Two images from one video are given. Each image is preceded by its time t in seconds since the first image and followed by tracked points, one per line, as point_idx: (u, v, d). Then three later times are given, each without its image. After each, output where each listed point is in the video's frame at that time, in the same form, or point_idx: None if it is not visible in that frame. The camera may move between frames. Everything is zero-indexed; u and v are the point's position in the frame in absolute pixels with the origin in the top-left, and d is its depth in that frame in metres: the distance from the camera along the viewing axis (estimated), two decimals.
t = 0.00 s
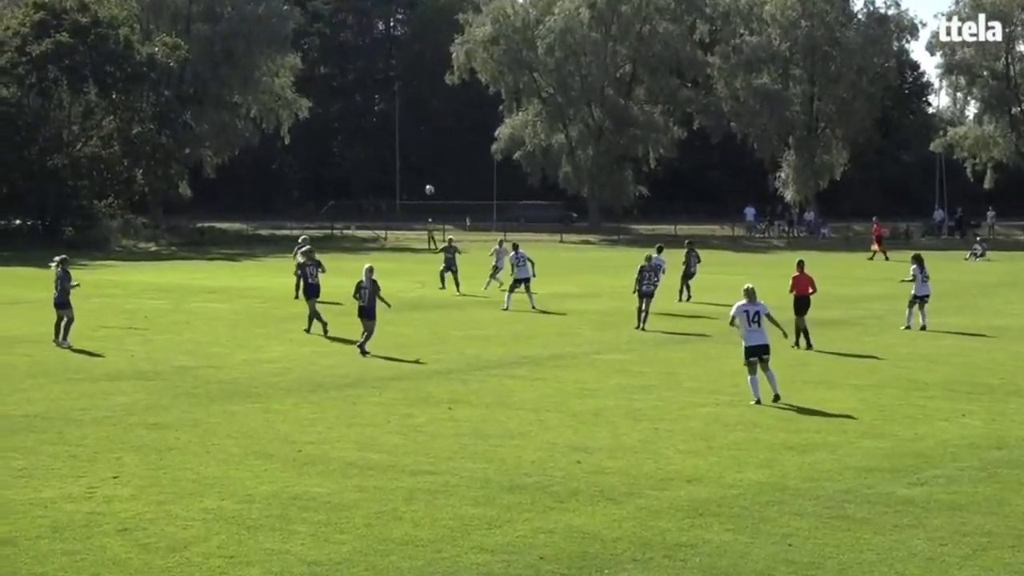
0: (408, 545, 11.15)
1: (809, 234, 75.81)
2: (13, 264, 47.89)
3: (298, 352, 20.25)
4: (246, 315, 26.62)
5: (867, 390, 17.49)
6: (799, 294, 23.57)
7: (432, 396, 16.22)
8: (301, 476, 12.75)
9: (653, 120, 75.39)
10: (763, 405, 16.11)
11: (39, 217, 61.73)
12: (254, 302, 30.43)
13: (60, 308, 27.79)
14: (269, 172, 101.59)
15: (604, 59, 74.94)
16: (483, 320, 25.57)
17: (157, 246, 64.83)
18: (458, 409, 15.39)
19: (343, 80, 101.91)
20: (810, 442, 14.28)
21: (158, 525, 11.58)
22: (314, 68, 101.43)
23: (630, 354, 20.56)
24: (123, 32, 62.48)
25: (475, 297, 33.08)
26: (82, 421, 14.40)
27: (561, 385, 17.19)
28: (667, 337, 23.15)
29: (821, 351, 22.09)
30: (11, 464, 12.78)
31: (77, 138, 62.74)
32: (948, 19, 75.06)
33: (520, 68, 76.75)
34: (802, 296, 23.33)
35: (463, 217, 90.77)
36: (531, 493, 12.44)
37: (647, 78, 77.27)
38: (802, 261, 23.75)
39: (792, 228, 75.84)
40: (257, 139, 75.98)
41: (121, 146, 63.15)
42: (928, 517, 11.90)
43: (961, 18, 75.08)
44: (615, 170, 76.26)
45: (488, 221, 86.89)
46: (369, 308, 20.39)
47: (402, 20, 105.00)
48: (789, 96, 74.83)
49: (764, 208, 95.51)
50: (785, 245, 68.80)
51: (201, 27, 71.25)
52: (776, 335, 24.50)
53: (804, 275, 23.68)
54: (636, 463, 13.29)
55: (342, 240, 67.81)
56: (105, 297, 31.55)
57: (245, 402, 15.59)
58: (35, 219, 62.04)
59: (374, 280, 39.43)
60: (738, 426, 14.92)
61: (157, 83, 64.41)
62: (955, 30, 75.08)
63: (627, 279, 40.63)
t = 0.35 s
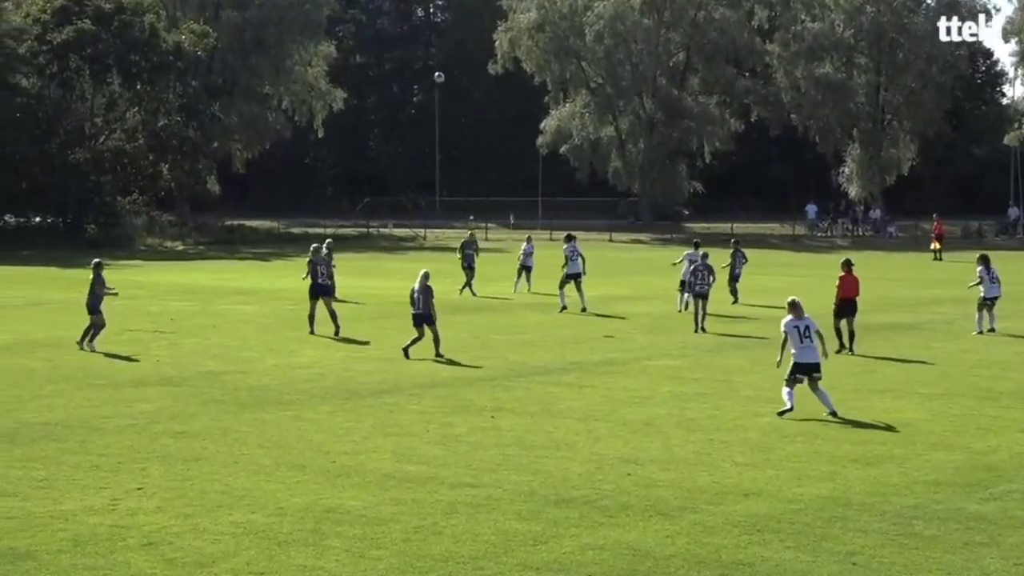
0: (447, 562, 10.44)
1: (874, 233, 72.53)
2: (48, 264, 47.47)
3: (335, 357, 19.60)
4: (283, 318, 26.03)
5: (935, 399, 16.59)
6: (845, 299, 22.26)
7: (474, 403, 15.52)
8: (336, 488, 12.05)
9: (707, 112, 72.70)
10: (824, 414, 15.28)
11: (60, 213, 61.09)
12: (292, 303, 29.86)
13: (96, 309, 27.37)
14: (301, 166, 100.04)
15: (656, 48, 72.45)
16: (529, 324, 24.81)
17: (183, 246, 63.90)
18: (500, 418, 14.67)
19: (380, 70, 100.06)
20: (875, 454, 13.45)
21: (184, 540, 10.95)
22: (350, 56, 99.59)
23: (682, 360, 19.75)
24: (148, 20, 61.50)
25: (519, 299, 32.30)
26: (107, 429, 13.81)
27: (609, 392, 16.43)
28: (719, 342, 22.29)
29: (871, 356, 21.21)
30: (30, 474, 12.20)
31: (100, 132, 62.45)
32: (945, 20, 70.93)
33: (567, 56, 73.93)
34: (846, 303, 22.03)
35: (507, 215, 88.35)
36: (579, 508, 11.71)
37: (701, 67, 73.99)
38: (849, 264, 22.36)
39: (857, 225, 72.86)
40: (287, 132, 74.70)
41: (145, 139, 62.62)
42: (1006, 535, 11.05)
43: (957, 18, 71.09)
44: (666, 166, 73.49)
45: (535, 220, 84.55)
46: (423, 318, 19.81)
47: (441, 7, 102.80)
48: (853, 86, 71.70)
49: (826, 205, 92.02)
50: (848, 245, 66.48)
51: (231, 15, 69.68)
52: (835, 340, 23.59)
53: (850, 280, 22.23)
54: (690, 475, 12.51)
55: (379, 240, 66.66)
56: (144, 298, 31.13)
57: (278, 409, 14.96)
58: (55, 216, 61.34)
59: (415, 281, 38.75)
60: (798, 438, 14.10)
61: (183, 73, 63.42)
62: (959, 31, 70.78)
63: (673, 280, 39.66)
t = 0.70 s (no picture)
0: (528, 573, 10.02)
1: (972, 231, 67.82)
2: (122, 264, 47.45)
3: (411, 358, 19.25)
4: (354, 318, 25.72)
5: None
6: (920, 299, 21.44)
7: (554, 408, 15.09)
8: (412, 496, 11.66)
9: (800, 105, 68.30)
10: (920, 421, 14.68)
11: (129, 211, 61.03)
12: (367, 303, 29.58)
13: (170, 308, 27.31)
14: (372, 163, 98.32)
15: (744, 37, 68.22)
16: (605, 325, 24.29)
17: (254, 244, 61.95)
18: (583, 423, 14.22)
19: (457, 63, 97.58)
20: (974, 464, 12.83)
21: (257, 548, 10.61)
22: (426, 49, 97.26)
23: (765, 364, 19.16)
24: (219, 11, 60.54)
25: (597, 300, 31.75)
26: (179, 433, 13.54)
27: (695, 397, 15.91)
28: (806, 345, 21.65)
29: (953, 359, 20.59)
30: (100, 479, 11.92)
31: (169, 126, 61.90)
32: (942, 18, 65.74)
33: (651, 48, 69.88)
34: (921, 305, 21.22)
35: (589, 212, 86.18)
36: (665, 517, 11.25)
37: (792, 58, 70.54)
38: (922, 263, 21.44)
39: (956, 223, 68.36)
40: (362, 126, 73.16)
41: (217, 134, 61.17)
42: None
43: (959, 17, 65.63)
44: (755, 161, 69.35)
45: (617, 217, 81.56)
46: (501, 313, 19.28)
47: None
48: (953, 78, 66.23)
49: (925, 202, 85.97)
50: (949, 244, 63.38)
51: (304, 5, 68.37)
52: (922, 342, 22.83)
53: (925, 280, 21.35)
54: (780, 484, 12.00)
55: (457, 240, 65.45)
56: (220, 296, 31.02)
57: (352, 413, 14.61)
58: (123, 214, 61.38)
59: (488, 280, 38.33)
60: (892, 446, 13.52)
61: (256, 65, 62.17)
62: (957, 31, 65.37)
63: (751, 280, 38.81)
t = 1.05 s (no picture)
0: (622, 572, 10.01)
1: None
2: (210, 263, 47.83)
3: (498, 357, 19.32)
4: (435, 318, 25.78)
5: None
6: (994, 300, 21.26)
7: (647, 407, 15.09)
8: (506, 495, 11.69)
9: (898, 103, 66.15)
10: (1018, 423, 14.49)
11: (227, 211, 59.52)
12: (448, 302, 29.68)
13: (255, 306, 27.61)
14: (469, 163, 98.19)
15: (841, 36, 66.51)
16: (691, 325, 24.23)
17: (352, 242, 61.07)
18: (677, 422, 14.20)
19: (552, 62, 95.95)
20: None
21: (352, 545, 10.66)
22: (522, 47, 96.37)
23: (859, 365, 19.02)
24: (316, 11, 59.31)
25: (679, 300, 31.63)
26: (273, 429, 13.67)
27: (789, 398, 15.85)
28: (896, 347, 21.46)
29: None
30: (198, 475, 12.05)
31: (266, 126, 60.62)
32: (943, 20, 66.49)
33: (748, 47, 68.53)
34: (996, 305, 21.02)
35: (683, 211, 85.64)
36: (760, 518, 11.20)
37: (890, 57, 68.08)
38: (995, 263, 21.26)
39: None
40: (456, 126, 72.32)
41: (312, 135, 60.36)
42: None
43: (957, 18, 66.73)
44: (852, 160, 68.38)
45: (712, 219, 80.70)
46: (585, 310, 19.42)
47: None
48: None
49: None
50: None
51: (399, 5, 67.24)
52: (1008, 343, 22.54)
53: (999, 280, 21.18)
54: (876, 486, 11.92)
55: (551, 240, 65.04)
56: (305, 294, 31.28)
57: (444, 411, 14.68)
58: (222, 213, 59.78)
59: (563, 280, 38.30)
60: (991, 447, 13.37)
61: (352, 65, 60.69)
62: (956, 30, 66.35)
63: (831, 279, 38.45)
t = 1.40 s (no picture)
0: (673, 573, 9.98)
1: None
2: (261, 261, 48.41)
3: (548, 357, 19.33)
4: (483, 317, 25.87)
5: None
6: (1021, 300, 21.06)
7: (699, 407, 15.10)
8: (557, 494, 11.69)
9: (952, 102, 66.85)
10: None
11: (279, 209, 60.27)
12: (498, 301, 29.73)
13: (304, 305, 27.76)
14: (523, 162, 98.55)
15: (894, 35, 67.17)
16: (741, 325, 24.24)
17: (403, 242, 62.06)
18: (728, 423, 14.19)
19: (606, 62, 98.03)
20: None
21: (404, 544, 10.68)
22: (574, 47, 98.65)
23: (913, 366, 18.95)
24: (369, 11, 61.36)
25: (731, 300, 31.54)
26: (324, 428, 13.70)
27: (842, 399, 15.81)
28: (949, 347, 21.33)
29: None
30: (249, 473, 12.10)
31: (320, 125, 61.34)
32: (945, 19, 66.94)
33: (802, 46, 69.53)
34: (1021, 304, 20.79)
35: (735, 211, 87.49)
36: (811, 518, 11.17)
37: (944, 56, 68.84)
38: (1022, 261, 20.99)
39: None
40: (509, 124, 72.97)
41: (366, 133, 61.62)
42: None
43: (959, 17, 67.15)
44: (906, 161, 68.93)
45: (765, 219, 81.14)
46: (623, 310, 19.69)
47: None
48: None
49: None
50: None
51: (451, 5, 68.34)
52: None
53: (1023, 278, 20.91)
54: (928, 487, 11.87)
55: (603, 239, 65.17)
56: (356, 293, 31.36)
57: (496, 411, 14.68)
58: (274, 212, 60.66)
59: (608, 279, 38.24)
60: None
61: (402, 65, 62.67)
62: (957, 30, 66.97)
63: (877, 279, 38.31)
